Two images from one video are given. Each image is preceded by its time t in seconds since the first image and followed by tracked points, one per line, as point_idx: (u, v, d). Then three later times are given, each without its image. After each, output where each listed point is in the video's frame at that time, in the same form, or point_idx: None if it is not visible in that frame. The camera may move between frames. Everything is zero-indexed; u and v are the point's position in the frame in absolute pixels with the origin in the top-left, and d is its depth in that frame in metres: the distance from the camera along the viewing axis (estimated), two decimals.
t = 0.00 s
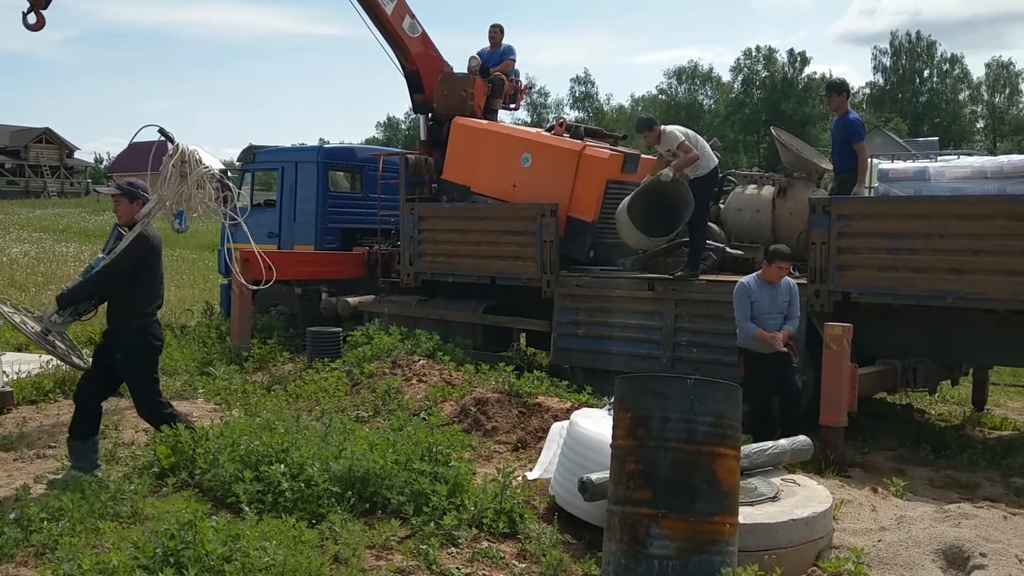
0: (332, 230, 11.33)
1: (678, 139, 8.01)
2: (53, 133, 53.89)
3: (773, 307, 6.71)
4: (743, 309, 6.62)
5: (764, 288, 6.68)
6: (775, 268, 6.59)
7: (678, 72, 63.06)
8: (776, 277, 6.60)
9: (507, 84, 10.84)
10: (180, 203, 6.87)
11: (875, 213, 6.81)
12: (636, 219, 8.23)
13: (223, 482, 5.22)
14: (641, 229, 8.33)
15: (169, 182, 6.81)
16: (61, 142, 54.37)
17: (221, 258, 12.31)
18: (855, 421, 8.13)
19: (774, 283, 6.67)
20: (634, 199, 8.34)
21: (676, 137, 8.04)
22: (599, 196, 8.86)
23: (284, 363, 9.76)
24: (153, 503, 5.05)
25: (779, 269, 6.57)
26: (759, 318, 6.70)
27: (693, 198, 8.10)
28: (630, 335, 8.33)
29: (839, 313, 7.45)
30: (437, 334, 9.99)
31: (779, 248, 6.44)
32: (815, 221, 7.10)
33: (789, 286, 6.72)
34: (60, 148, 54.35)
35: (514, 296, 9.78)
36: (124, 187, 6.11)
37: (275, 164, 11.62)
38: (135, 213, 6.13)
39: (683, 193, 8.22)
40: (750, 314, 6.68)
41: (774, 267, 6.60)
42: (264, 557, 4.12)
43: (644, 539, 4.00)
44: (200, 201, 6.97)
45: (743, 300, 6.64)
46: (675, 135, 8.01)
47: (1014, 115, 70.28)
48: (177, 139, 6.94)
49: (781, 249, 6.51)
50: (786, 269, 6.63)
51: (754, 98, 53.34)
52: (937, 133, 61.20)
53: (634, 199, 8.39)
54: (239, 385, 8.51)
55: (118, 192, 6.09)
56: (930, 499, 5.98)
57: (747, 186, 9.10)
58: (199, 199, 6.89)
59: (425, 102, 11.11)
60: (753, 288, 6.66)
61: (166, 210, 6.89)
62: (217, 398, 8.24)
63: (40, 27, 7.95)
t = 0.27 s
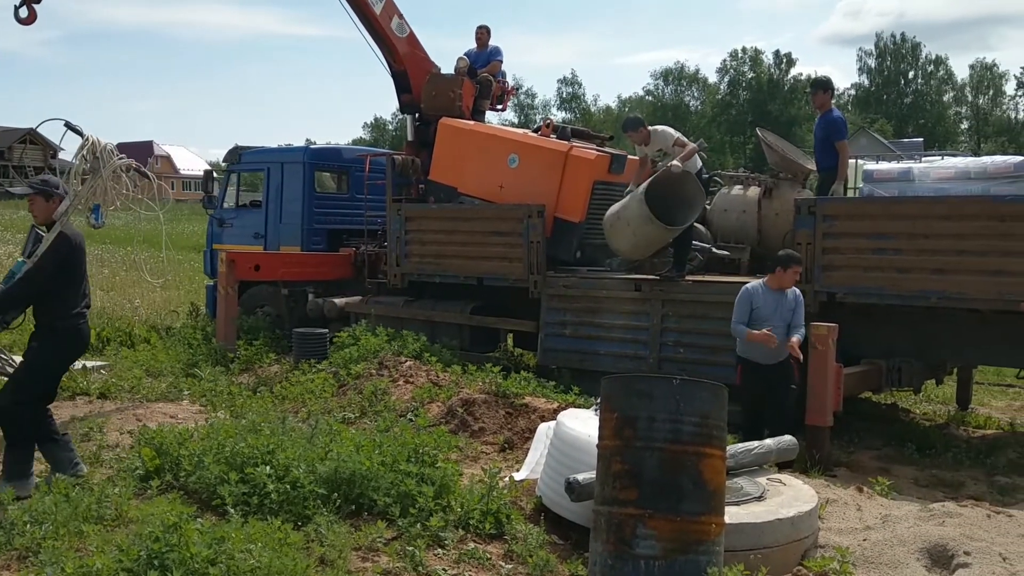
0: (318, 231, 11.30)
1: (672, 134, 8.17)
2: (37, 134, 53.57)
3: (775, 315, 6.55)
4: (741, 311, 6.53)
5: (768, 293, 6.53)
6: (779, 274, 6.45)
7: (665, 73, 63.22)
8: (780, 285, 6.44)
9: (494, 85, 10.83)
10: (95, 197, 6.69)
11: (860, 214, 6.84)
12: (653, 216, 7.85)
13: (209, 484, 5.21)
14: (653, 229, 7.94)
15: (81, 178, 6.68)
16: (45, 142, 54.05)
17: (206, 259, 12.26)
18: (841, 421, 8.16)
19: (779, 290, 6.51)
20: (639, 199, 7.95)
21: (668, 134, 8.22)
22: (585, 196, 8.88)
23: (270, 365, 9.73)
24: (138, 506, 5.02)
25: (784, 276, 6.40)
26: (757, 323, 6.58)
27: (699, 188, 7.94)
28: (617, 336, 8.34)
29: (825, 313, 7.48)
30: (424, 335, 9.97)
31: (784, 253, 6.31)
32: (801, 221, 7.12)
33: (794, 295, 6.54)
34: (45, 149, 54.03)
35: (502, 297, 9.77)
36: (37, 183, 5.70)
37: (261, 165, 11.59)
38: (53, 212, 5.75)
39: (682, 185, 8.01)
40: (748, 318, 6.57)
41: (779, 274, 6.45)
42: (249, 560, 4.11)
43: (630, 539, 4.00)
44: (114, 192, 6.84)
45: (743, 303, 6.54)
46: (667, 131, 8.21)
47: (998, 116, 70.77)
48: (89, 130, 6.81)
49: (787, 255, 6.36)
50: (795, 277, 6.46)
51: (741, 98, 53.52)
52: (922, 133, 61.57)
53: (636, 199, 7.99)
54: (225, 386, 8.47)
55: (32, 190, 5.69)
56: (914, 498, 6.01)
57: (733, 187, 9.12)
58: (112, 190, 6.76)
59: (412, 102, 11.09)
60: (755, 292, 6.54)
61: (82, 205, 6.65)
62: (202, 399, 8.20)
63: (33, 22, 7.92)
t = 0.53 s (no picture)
0: (305, 233, 11.27)
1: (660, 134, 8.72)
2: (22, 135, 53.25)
3: (779, 315, 6.33)
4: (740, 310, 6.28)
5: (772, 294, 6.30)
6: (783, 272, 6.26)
7: (652, 75, 63.39)
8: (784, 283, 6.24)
9: (482, 87, 10.82)
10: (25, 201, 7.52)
11: (846, 216, 6.86)
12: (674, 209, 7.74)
13: (194, 488, 5.19)
14: (670, 224, 7.84)
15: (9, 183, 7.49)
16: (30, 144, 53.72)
17: (192, 261, 12.20)
18: (827, 422, 8.19)
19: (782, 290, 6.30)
20: (655, 195, 7.80)
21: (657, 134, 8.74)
22: (572, 198, 8.88)
23: (257, 368, 9.70)
24: (122, 510, 5.00)
25: (787, 275, 6.21)
26: (760, 324, 6.34)
27: (698, 182, 8.07)
28: (604, 338, 8.35)
29: (810, 315, 7.51)
30: (411, 337, 9.96)
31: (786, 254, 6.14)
32: (787, 223, 7.14)
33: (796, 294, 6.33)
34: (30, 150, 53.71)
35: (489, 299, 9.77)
36: None
37: (247, 167, 11.55)
38: None
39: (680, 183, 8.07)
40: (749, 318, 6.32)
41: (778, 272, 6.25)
42: (233, 564, 4.09)
43: (617, 541, 4.00)
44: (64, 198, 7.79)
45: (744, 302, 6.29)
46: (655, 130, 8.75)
47: (983, 119, 71.24)
48: (19, 133, 7.57)
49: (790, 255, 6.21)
50: (800, 275, 6.27)
51: (728, 101, 53.71)
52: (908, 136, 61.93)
53: (649, 195, 7.84)
54: (211, 389, 8.44)
55: None
56: (899, 499, 6.03)
57: (719, 188, 9.15)
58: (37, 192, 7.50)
59: (400, 103, 11.07)
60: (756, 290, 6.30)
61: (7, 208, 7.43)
62: (188, 403, 8.16)
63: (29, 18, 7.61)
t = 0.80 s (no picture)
0: (291, 235, 11.24)
1: (638, 138, 8.58)
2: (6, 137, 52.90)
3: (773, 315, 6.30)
4: (736, 312, 6.23)
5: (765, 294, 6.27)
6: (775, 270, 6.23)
7: (639, 78, 63.53)
8: (776, 282, 6.20)
9: (470, 89, 10.82)
10: None
11: (831, 218, 6.90)
12: (678, 210, 7.80)
13: (178, 491, 5.17)
14: (673, 225, 7.89)
15: None
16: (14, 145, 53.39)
17: (178, 263, 12.14)
18: (812, 424, 8.22)
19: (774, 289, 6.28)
20: (658, 199, 7.80)
21: (635, 137, 8.58)
22: (559, 199, 8.87)
23: (242, 371, 9.68)
24: (106, 513, 4.98)
25: (780, 274, 6.18)
26: (756, 325, 6.31)
27: (684, 182, 8.17)
28: (591, 339, 8.36)
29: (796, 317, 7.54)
30: (398, 340, 9.94)
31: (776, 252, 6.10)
32: (772, 225, 7.15)
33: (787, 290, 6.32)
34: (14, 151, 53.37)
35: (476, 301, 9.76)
36: None
37: (233, 169, 11.51)
38: None
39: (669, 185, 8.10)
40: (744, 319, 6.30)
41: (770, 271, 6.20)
42: (218, 567, 4.07)
43: (602, 543, 4.00)
44: None
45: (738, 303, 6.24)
46: (631, 134, 8.59)
47: (967, 122, 71.74)
48: None
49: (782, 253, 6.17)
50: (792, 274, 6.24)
51: (714, 103, 53.88)
52: (893, 139, 62.31)
53: (650, 199, 7.83)
54: (196, 392, 8.40)
55: None
56: (883, 500, 6.06)
57: (705, 191, 9.18)
58: None
59: (388, 105, 11.05)
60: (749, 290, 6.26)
61: None
62: (173, 406, 8.13)
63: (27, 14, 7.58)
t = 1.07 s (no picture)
0: (276, 237, 11.20)
1: (608, 146, 8.66)
2: None
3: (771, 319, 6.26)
4: (739, 322, 6.14)
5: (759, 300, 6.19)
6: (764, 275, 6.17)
7: (624, 81, 63.76)
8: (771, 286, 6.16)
9: (457, 92, 10.82)
10: None
11: (814, 221, 6.93)
12: (659, 218, 7.73)
13: (161, 495, 5.15)
14: (653, 232, 7.84)
15: None
16: None
17: (162, 265, 12.08)
18: (797, 426, 8.26)
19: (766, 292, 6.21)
20: (638, 208, 7.72)
21: (604, 146, 8.67)
22: (544, 201, 8.86)
23: (227, 374, 9.65)
24: (88, 518, 4.95)
25: (771, 278, 6.13)
26: (757, 331, 6.27)
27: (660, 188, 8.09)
28: (576, 342, 8.37)
29: (780, 319, 7.57)
30: (384, 342, 9.92)
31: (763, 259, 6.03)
32: (756, 229, 7.20)
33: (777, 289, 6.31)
34: None
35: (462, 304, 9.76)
36: None
37: (218, 171, 11.47)
38: None
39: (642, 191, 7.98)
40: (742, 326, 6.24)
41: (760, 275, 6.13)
42: (201, 572, 4.05)
43: (587, 546, 4.00)
44: None
45: (738, 313, 6.15)
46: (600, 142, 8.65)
47: (950, 125, 72.26)
48: None
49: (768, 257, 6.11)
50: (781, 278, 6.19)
51: (699, 106, 54.07)
52: (876, 142, 62.71)
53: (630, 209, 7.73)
54: (180, 395, 8.36)
55: None
56: (867, 502, 6.09)
57: (690, 194, 9.22)
58: None
59: (374, 107, 11.03)
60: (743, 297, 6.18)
61: None
62: (156, 409, 8.09)
63: (21, 11, 7.77)
